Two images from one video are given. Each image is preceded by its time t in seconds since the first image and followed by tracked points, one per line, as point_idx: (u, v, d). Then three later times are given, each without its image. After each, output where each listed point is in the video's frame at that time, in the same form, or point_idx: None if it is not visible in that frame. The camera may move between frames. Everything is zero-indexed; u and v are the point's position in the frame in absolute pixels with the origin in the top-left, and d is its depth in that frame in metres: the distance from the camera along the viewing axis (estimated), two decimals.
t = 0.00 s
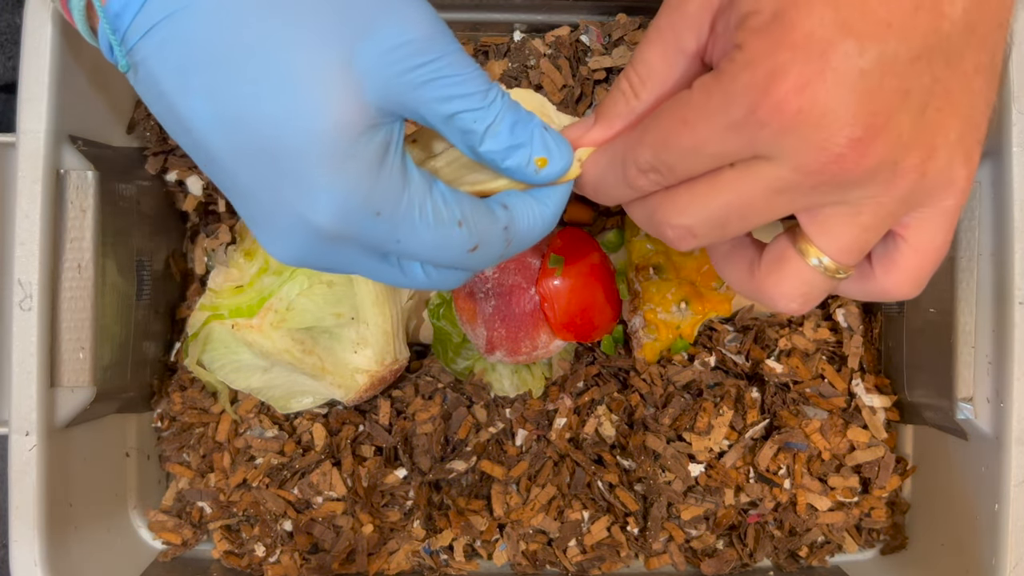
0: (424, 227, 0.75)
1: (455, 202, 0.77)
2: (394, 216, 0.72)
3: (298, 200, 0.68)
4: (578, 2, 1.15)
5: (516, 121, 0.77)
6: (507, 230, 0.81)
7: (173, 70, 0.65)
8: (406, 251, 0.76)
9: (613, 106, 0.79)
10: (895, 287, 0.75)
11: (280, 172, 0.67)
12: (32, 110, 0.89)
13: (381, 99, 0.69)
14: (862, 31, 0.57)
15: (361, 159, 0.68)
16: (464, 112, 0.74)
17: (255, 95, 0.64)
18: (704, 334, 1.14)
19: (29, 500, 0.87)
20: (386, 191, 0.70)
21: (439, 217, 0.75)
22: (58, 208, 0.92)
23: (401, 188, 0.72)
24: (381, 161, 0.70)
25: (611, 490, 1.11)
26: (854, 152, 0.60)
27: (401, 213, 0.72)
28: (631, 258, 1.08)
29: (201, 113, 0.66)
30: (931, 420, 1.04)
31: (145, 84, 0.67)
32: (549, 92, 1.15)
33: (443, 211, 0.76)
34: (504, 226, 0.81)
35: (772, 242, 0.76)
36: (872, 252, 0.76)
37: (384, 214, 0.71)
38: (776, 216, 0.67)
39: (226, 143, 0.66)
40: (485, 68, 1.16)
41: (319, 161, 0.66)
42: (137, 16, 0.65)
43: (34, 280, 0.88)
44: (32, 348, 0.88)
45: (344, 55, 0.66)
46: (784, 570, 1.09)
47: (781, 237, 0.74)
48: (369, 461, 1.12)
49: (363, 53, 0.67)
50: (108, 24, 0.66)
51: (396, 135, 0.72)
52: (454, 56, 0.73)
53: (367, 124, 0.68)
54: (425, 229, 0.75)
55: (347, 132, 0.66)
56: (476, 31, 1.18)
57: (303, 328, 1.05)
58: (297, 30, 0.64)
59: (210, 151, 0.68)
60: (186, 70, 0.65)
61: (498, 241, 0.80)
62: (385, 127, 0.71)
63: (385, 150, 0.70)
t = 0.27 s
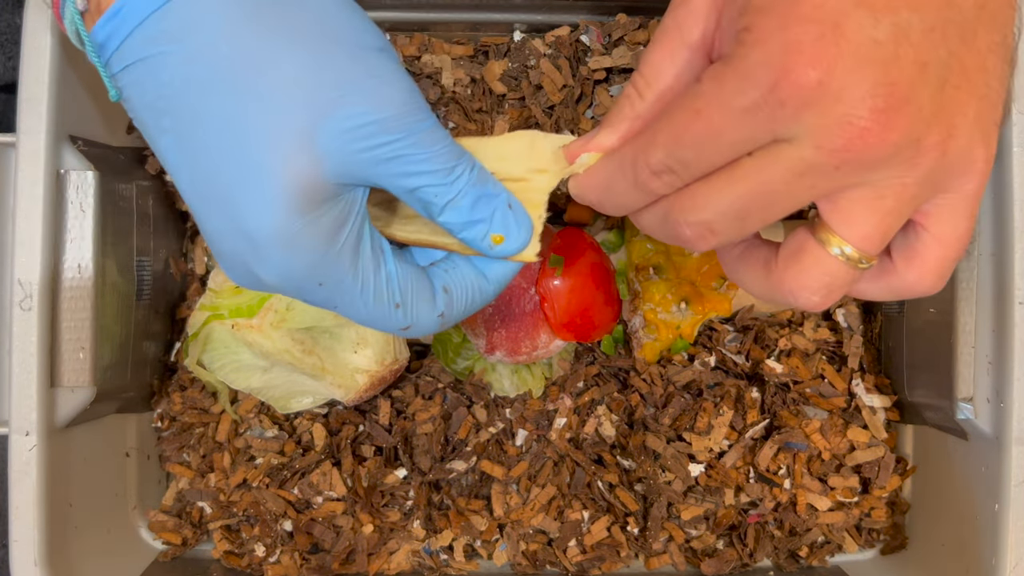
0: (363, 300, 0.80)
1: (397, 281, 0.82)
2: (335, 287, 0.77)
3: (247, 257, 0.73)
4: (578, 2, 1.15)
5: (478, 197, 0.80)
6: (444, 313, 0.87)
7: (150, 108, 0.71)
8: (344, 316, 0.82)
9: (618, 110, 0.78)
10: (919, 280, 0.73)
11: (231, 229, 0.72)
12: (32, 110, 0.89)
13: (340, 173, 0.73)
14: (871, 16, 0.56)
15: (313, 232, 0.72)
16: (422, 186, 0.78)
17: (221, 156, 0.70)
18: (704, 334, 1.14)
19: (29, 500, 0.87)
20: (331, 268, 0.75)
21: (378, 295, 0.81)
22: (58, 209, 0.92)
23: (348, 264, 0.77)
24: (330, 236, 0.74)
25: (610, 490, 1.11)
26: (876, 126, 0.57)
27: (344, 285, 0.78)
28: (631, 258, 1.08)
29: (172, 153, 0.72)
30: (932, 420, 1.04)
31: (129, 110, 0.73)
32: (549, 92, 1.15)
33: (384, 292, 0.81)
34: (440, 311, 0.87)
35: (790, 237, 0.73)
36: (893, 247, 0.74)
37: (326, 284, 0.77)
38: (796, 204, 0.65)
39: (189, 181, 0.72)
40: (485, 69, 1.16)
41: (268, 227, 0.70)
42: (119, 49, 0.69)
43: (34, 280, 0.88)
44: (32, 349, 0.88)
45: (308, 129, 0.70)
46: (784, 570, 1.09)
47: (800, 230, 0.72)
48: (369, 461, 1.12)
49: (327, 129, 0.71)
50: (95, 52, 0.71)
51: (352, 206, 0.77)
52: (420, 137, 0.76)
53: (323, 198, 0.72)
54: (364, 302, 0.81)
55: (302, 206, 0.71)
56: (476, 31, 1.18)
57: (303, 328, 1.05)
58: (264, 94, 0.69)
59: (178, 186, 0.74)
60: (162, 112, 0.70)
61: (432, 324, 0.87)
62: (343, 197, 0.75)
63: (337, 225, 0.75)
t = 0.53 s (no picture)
0: (277, 341, 0.78)
1: (314, 329, 0.82)
2: (257, 317, 0.73)
3: (168, 274, 0.67)
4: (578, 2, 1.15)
5: (399, 256, 0.85)
6: (352, 362, 0.88)
7: (95, 114, 0.66)
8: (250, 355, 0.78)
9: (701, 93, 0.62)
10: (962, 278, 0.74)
11: (160, 242, 0.67)
12: (32, 110, 0.89)
13: (285, 207, 0.74)
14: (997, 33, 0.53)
15: (254, 257, 0.70)
16: (350, 237, 0.83)
17: (167, 172, 0.66)
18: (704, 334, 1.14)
19: (30, 500, 0.87)
20: (258, 298, 0.72)
21: (296, 337, 0.80)
22: (58, 209, 0.92)
23: (275, 294, 0.74)
24: (266, 264, 0.72)
25: (610, 490, 1.11)
26: (1000, 165, 0.56)
27: (266, 317, 0.75)
28: (631, 257, 1.08)
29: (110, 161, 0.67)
30: (931, 420, 1.04)
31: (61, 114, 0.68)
32: (549, 92, 1.15)
33: (300, 331, 0.80)
34: (349, 358, 0.88)
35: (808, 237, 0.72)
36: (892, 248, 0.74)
37: (249, 315, 0.72)
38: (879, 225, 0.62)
39: (118, 188, 0.67)
40: (485, 69, 1.16)
41: (210, 245, 0.66)
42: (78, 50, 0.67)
43: (35, 280, 0.88)
44: (33, 348, 0.88)
45: (262, 161, 0.69)
46: (784, 570, 1.09)
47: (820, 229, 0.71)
48: (369, 461, 1.12)
49: (279, 163, 0.72)
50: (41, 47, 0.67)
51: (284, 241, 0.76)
52: (359, 188, 0.80)
53: (271, 228, 0.71)
54: (278, 343, 0.78)
55: (249, 227, 0.68)
56: (476, 31, 1.18)
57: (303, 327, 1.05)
58: (227, 117, 0.68)
59: (102, 200, 0.68)
60: (110, 115, 0.66)
61: (340, 371, 0.87)
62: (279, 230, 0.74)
63: (273, 255, 0.73)
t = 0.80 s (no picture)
0: (335, 228, 0.73)
1: (374, 202, 0.75)
2: (303, 217, 0.70)
3: (204, 209, 0.69)
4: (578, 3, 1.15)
5: (444, 93, 0.78)
6: (443, 229, 0.78)
7: (72, 80, 0.68)
8: (324, 251, 0.74)
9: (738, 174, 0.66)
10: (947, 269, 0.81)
11: (183, 180, 0.68)
12: (31, 109, 0.88)
13: (278, 86, 0.70)
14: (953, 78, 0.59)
15: (258, 156, 0.67)
16: (380, 88, 0.76)
17: (151, 102, 0.67)
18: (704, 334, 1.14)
19: (29, 500, 0.87)
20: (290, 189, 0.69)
21: (354, 215, 0.74)
22: (58, 209, 0.92)
23: (312, 180, 0.70)
24: (283, 155, 0.69)
25: (610, 489, 1.11)
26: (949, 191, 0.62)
27: (313, 211, 0.70)
28: (631, 258, 1.09)
29: (106, 119, 0.68)
30: (932, 420, 1.03)
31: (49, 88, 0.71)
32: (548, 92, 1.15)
33: (361, 209, 0.74)
34: (440, 227, 0.78)
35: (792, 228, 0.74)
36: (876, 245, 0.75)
37: (293, 214, 0.69)
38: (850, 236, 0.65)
39: (125, 145, 0.69)
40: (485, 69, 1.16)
41: (212, 158, 0.66)
42: (22, 25, 0.67)
43: (35, 279, 0.88)
44: (32, 348, 0.88)
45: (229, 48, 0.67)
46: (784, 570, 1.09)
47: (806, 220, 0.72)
48: (369, 461, 1.11)
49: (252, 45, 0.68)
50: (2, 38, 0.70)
51: (300, 126, 0.73)
52: (358, 33, 0.74)
53: (261, 114, 0.69)
54: (342, 228, 0.73)
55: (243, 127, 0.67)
56: (476, 31, 1.18)
57: (303, 327, 1.03)
58: (195, 23, 0.66)
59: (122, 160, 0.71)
60: (77, 75, 0.67)
61: (432, 243, 0.78)
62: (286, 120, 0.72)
63: (287, 144, 0.70)
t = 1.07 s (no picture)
0: (345, 236, 0.72)
1: (384, 212, 0.75)
2: (313, 223, 0.68)
3: (216, 214, 0.67)
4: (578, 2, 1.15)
5: (448, 97, 0.76)
6: (449, 240, 0.78)
7: (80, 82, 0.65)
8: (332, 261, 0.73)
9: (631, 51, 0.74)
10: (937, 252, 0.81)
11: (195, 183, 0.66)
12: (31, 110, 0.88)
13: (290, 92, 0.68)
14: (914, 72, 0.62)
15: (270, 161, 0.66)
16: (392, 92, 0.74)
17: (161, 104, 0.64)
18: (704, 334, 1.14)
19: (29, 499, 0.87)
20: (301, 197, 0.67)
21: (365, 223, 0.73)
22: (58, 209, 0.92)
23: (321, 187, 0.69)
24: (295, 162, 0.67)
25: (610, 489, 1.11)
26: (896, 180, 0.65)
27: (322, 220, 0.69)
28: (631, 257, 1.08)
29: (114, 121, 0.66)
30: (932, 420, 1.03)
31: (58, 90, 0.68)
32: (548, 92, 1.15)
33: (370, 217, 0.74)
34: (445, 237, 0.78)
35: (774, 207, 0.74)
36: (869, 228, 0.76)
37: (302, 220, 0.68)
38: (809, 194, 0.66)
39: (134, 147, 0.66)
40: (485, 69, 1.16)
41: (223, 163, 0.65)
42: (34, 27, 0.64)
43: (34, 279, 0.88)
44: (32, 348, 0.88)
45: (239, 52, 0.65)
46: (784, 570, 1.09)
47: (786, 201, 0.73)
48: (369, 461, 1.11)
49: (263, 46, 0.66)
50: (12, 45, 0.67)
51: (313, 134, 0.71)
52: (369, 33, 0.71)
53: (275, 121, 0.67)
54: (352, 237, 0.72)
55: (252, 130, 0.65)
56: (476, 31, 1.18)
57: (303, 328, 1.05)
58: (205, 26, 0.64)
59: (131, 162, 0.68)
60: (89, 77, 0.65)
61: (439, 253, 0.78)
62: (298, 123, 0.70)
63: (299, 150, 0.68)
